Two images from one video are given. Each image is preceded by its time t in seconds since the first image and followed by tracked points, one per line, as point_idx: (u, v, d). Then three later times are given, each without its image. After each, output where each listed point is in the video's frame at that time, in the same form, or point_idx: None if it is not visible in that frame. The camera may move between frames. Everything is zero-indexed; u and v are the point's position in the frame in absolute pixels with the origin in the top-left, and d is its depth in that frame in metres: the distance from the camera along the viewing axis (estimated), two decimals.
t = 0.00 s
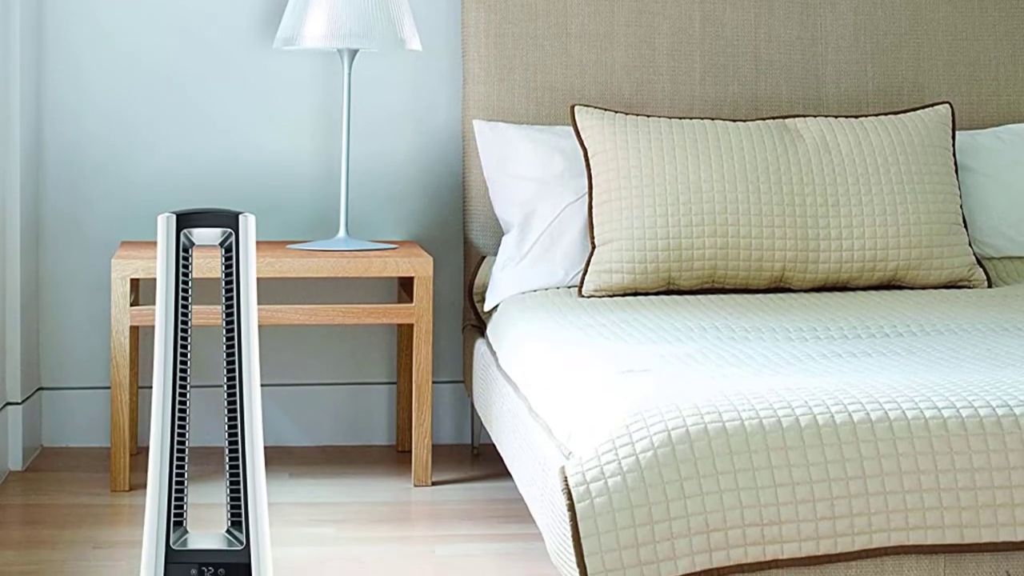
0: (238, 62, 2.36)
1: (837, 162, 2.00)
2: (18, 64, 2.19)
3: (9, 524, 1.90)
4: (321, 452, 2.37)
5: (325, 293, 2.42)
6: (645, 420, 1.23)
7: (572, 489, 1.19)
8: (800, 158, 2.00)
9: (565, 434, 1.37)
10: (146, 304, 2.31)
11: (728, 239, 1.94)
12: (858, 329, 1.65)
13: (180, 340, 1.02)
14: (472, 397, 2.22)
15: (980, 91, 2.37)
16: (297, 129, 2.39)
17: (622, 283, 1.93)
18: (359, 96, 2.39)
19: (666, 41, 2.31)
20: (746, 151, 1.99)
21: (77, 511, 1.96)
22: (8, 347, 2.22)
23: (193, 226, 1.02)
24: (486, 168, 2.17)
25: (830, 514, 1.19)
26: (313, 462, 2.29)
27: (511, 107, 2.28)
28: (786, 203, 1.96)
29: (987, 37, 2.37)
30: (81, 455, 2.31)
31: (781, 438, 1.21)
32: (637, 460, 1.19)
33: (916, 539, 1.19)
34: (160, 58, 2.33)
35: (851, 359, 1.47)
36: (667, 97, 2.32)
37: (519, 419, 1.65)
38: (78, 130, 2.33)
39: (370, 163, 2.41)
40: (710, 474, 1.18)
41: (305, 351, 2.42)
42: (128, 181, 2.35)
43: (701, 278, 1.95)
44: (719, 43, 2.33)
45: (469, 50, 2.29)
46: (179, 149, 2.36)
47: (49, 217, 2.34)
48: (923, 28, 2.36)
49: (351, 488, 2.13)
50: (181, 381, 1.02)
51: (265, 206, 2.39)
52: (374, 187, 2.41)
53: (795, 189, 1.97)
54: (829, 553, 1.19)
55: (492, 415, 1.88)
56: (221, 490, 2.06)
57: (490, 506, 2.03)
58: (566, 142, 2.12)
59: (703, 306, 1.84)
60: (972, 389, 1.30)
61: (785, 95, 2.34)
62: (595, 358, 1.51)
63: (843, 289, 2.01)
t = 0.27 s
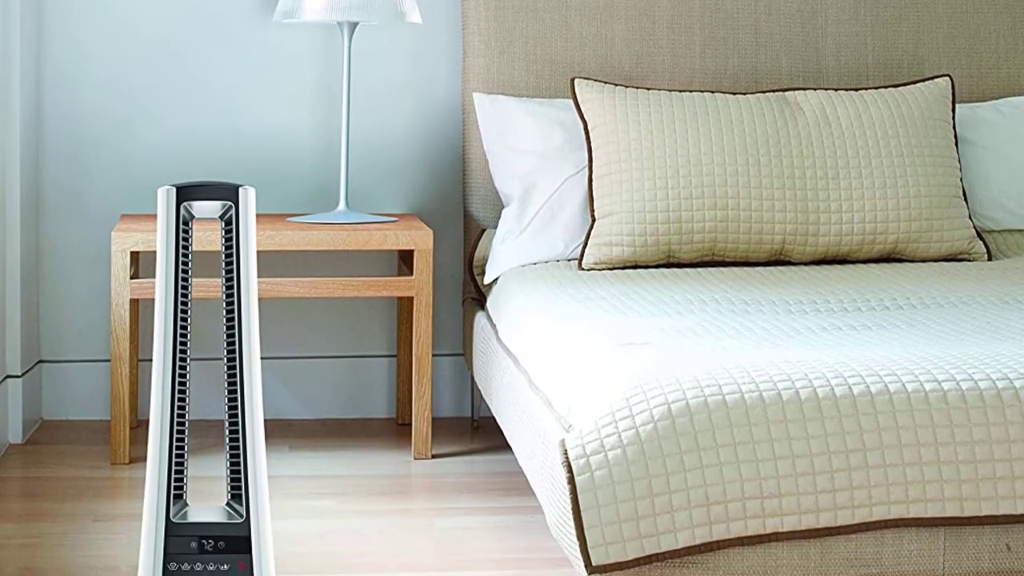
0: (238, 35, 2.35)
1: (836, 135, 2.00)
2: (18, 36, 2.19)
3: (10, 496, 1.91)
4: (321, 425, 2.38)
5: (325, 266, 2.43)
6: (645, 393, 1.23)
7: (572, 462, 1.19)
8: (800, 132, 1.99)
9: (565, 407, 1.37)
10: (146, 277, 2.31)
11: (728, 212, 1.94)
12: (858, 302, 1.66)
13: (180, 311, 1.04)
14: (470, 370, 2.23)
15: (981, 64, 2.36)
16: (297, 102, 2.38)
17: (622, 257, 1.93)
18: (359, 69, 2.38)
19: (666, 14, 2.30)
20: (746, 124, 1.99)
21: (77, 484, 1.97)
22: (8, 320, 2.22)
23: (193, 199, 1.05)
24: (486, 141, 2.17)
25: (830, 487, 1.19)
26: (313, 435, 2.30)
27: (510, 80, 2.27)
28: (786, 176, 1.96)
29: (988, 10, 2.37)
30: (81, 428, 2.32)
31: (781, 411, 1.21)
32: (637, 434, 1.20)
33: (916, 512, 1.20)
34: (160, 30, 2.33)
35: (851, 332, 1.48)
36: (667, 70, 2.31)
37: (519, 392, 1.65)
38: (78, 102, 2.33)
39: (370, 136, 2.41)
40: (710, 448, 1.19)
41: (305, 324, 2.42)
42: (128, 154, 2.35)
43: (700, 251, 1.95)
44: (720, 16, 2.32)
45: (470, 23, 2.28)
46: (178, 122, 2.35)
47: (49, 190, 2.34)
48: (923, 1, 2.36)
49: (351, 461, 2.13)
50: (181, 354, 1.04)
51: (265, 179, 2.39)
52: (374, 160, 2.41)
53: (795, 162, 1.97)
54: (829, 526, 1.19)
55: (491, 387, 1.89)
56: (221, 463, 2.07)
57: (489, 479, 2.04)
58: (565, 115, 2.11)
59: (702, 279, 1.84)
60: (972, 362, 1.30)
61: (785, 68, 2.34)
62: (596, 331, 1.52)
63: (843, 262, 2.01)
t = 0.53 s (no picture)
0: (238, 9, 2.34)
1: (836, 110, 1.99)
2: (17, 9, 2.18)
3: (11, 470, 1.91)
4: (321, 400, 2.38)
5: (325, 240, 2.42)
6: (645, 367, 1.24)
7: (572, 436, 1.20)
8: (800, 106, 1.99)
9: (565, 381, 1.37)
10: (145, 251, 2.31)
11: (728, 186, 1.93)
12: (858, 276, 1.65)
13: (180, 285, 1.04)
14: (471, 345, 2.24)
15: (981, 38, 2.35)
16: (297, 76, 2.37)
17: (622, 231, 1.93)
18: (359, 43, 2.37)
19: None
20: (746, 98, 1.98)
21: (77, 458, 1.98)
22: (8, 294, 2.23)
23: (193, 172, 1.05)
24: (486, 115, 2.16)
25: (830, 461, 1.19)
26: (313, 410, 2.30)
27: (510, 53, 2.26)
28: (786, 150, 1.96)
29: None
30: (81, 402, 2.32)
31: (782, 385, 1.21)
32: (637, 408, 1.20)
33: (916, 487, 1.20)
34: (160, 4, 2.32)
35: (851, 306, 1.48)
36: (667, 44, 2.30)
37: (519, 366, 1.65)
38: (77, 76, 2.32)
39: (370, 110, 2.40)
40: (710, 422, 1.19)
41: (305, 298, 2.42)
42: (128, 128, 2.34)
43: (700, 225, 1.95)
44: None
45: None
46: (178, 96, 2.35)
47: (49, 165, 2.34)
48: None
49: (351, 435, 2.14)
50: (181, 327, 1.04)
51: (265, 154, 2.38)
52: (374, 134, 2.40)
53: (795, 136, 1.96)
54: (829, 500, 1.20)
55: (492, 361, 1.89)
56: (221, 437, 2.08)
57: (489, 453, 2.04)
58: (565, 88, 2.10)
59: (702, 253, 1.84)
60: (972, 336, 1.30)
61: (785, 42, 2.32)
62: (595, 305, 1.52)
63: (843, 236, 2.01)
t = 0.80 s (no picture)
0: None
1: (837, 84, 1.98)
2: None
3: (11, 445, 1.92)
4: (321, 374, 2.38)
5: (325, 215, 2.42)
6: (645, 342, 1.24)
7: (572, 411, 1.20)
8: (800, 80, 1.98)
9: (565, 356, 1.37)
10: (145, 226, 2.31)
11: (728, 161, 1.93)
12: (858, 251, 1.65)
13: (180, 261, 1.02)
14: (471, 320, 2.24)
15: (982, 13, 2.34)
16: (297, 51, 2.36)
17: (622, 206, 1.93)
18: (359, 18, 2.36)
19: None
20: (745, 73, 1.98)
21: (77, 433, 1.98)
22: (8, 269, 2.22)
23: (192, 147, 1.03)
24: (486, 90, 2.15)
25: (830, 436, 1.20)
26: (313, 385, 2.30)
27: (510, 28, 2.25)
28: (786, 125, 1.95)
29: None
30: (81, 376, 2.33)
31: (782, 359, 1.22)
32: (637, 382, 1.20)
33: (916, 461, 1.21)
34: None
35: (851, 281, 1.47)
36: (667, 18, 2.29)
37: (519, 341, 1.65)
38: (77, 51, 2.31)
39: (370, 85, 2.39)
40: (710, 396, 1.19)
41: (305, 273, 2.42)
42: (128, 103, 2.33)
43: (700, 200, 1.95)
44: None
45: None
46: (178, 71, 2.34)
47: (49, 140, 2.33)
48: None
49: (351, 410, 2.14)
50: (180, 303, 1.02)
51: (264, 129, 2.37)
52: (374, 109, 2.40)
53: (795, 111, 1.96)
54: (829, 475, 1.20)
55: (492, 336, 1.89)
56: (221, 412, 2.08)
57: (489, 428, 2.05)
58: (566, 63, 2.09)
59: (703, 228, 1.84)
60: (972, 311, 1.30)
61: (785, 17, 2.31)
62: (595, 279, 1.51)
63: (843, 211, 2.00)
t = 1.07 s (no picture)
0: None
1: (837, 61, 1.98)
2: None
3: (12, 421, 1.92)
4: (321, 351, 2.39)
5: (325, 192, 2.41)
6: (645, 319, 1.23)
7: (572, 387, 1.20)
8: (801, 57, 1.97)
9: (565, 332, 1.37)
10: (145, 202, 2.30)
11: (728, 137, 1.92)
12: (858, 227, 1.65)
13: (181, 238, 1.01)
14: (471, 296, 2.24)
15: None
16: (297, 27, 2.35)
17: (622, 182, 1.92)
18: None
19: None
20: (745, 49, 1.97)
21: (77, 409, 1.98)
22: (8, 245, 2.22)
23: (192, 123, 1.02)
24: (486, 66, 2.14)
25: (830, 412, 1.20)
26: (313, 361, 2.31)
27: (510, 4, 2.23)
28: (786, 101, 1.94)
29: None
30: (81, 352, 2.33)
31: (782, 335, 1.22)
32: (637, 358, 1.20)
33: (916, 438, 1.21)
34: None
35: (852, 257, 1.47)
36: None
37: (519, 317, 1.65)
38: (77, 26, 2.30)
39: (370, 61, 2.38)
40: (710, 372, 1.19)
41: (305, 249, 2.42)
42: (127, 79, 2.33)
43: (700, 177, 1.94)
44: None
45: None
46: (177, 47, 2.33)
47: (49, 115, 2.32)
48: None
49: (350, 386, 2.15)
50: (181, 279, 1.01)
51: (264, 105, 2.36)
52: (375, 85, 2.39)
53: (795, 87, 1.95)
54: (829, 451, 1.20)
55: (492, 312, 1.89)
56: (221, 388, 2.08)
57: (489, 404, 2.05)
58: (566, 39, 2.08)
59: (703, 204, 1.83)
60: (972, 288, 1.30)
61: None
62: (595, 255, 1.51)
63: (844, 187, 2.00)
